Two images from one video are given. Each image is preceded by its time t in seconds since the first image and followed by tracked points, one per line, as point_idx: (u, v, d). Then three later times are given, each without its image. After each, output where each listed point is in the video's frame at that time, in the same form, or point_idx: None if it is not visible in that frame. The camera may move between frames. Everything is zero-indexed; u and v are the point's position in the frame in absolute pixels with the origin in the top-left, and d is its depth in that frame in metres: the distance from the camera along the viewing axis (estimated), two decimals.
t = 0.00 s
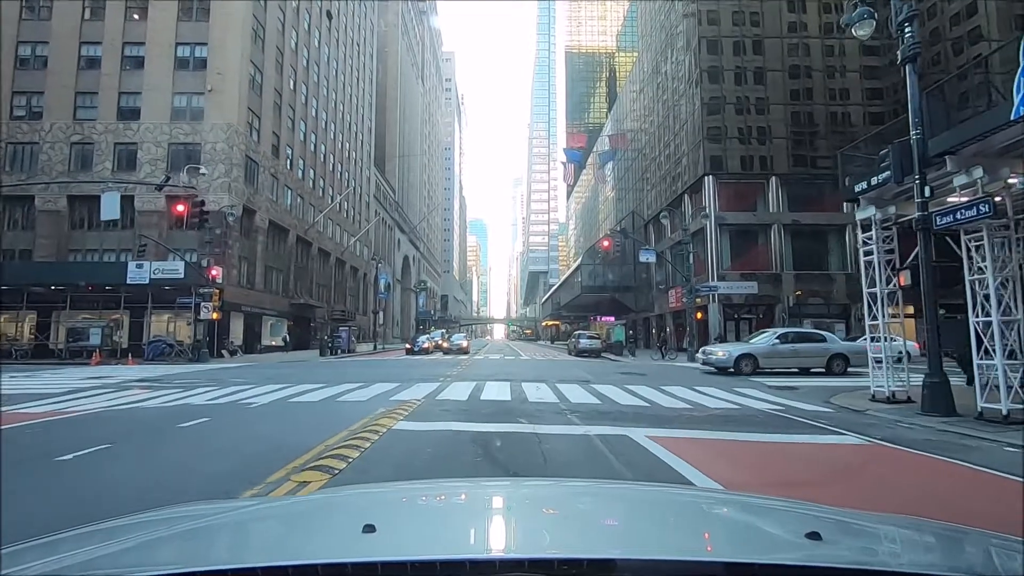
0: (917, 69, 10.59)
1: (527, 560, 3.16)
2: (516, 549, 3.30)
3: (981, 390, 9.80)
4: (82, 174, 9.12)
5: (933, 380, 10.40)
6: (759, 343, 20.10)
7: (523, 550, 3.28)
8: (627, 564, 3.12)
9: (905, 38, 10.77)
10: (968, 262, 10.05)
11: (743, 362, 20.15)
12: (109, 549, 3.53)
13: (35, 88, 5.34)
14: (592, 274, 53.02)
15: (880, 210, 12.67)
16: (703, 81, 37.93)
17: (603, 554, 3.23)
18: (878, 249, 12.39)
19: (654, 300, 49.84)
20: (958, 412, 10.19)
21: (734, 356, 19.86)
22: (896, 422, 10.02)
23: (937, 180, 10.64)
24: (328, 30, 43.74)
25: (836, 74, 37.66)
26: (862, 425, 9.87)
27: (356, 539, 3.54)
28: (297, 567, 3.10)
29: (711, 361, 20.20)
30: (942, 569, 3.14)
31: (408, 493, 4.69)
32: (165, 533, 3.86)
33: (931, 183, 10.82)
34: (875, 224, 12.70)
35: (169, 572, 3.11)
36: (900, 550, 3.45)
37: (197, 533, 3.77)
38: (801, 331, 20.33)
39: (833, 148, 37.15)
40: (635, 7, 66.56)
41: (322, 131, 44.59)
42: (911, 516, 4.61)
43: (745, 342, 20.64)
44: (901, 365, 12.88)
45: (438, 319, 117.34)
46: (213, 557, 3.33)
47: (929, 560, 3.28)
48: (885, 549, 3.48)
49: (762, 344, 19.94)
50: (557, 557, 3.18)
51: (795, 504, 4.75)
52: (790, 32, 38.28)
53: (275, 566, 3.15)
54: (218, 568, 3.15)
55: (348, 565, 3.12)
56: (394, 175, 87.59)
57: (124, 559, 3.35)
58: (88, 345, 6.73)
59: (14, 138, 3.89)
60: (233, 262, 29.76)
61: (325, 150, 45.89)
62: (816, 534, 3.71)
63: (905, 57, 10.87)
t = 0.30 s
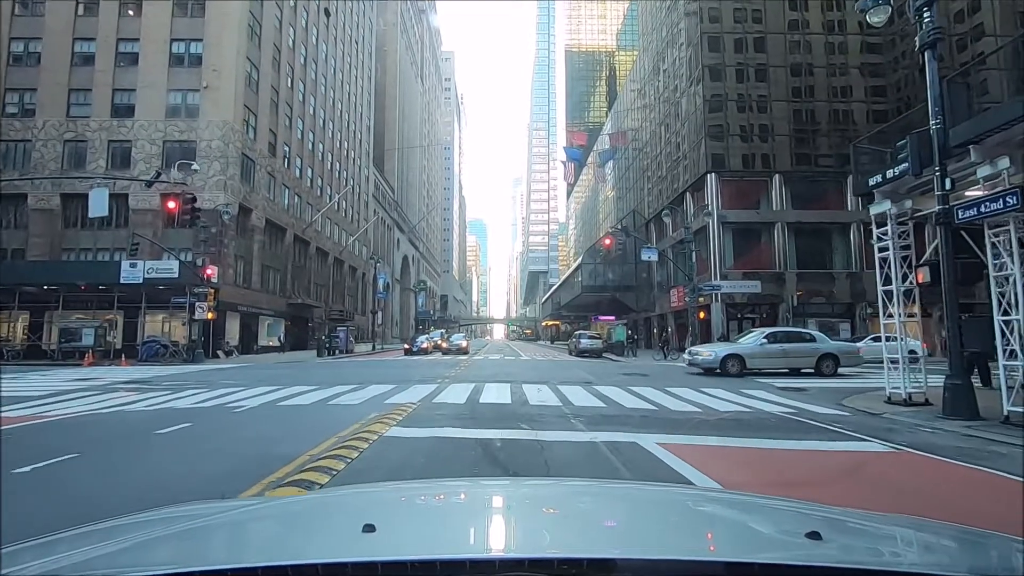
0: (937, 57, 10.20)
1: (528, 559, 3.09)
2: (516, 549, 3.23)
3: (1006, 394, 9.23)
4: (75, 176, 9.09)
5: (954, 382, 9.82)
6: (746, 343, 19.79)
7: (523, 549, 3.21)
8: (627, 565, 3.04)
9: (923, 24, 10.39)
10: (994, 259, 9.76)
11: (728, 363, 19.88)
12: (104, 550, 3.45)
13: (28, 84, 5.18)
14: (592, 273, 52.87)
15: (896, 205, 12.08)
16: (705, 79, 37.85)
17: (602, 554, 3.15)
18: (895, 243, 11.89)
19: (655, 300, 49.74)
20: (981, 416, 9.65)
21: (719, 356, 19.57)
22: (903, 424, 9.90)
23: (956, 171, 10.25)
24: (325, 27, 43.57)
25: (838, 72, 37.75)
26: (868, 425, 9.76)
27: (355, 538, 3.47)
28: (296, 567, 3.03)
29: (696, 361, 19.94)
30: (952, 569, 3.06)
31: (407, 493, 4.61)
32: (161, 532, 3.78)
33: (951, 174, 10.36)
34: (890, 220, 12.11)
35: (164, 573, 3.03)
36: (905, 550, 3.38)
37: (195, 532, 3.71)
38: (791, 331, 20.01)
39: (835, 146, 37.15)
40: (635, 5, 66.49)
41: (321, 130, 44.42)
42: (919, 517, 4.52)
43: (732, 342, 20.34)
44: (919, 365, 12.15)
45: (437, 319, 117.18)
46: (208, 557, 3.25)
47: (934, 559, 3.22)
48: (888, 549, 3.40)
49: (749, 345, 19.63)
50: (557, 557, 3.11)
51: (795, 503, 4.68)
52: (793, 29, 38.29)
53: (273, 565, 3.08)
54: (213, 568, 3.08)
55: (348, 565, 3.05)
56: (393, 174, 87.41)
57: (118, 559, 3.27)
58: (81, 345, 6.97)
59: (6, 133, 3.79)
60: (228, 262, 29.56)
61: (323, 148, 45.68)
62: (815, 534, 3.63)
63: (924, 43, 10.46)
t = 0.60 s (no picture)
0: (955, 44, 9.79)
1: (527, 559, 3.03)
2: (516, 548, 3.16)
3: None
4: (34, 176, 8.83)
5: (974, 385, 9.49)
6: (729, 344, 19.40)
7: (523, 549, 3.14)
8: (627, 564, 2.98)
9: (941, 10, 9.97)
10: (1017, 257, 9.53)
11: (711, 364, 19.53)
12: (99, 551, 3.37)
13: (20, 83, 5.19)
14: (593, 273, 52.77)
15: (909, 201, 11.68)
16: (706, 77, 37.79)
17: (601, 553, 3.09)
18: (909, 239, 11.31)
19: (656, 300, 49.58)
20: (1005, 421, 9.28)
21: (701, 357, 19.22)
22: (918, 424, 9.82)
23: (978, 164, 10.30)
24: (324, 26, 43.52)
25: (840, 70, 37.78)
26: (873, 426, 9.66)
27: (354, 538, 3.40)
28: (294, 567, 2.97)
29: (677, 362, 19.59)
30: (960, 569, 3.00)
31: (406, 493, 4.54)
32: (159, 532, 3.72)
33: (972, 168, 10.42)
34: (906, 216, 11.61)
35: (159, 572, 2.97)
36: (909, 548, 3.32)
37: (192, 532, 3.64)
38: (776, 331, 19.58)
39: (837, 144, 37.09)
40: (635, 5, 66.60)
41: (319, 129, 44.37)
42: (927, 517, 4.43)
43: (715, 342, 19.96)
44: (935, 365, 11.29)
45: (436, 320, 117.03)
46: (203, 556, 3.19)
47: (938, 558, 3.15)
48: (892, 548, 3.34)
49: (732, 346, 19.25)
50: (557, 556, 3.05)
51: (796, 502, 4.61)
52: (794, 27, 38.29)
53: (271, 565, 3.02)
54: (208, 568, 3.03)
55: (347, 564, 2.99)
56: (392, 174, 87.37)
57: (114, 560, 3.20)
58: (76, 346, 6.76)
59: None
60: (225, 262, 29.39)
61: (321, 147, 45.56)
62: (816, 534, 3.56)
63: (941, 31, 9.98)
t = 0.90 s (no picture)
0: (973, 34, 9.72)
1: (528, 559, 2.98)
2: (516, 549, 3.11)
3: None
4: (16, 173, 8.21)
5: (994, 389, 9.32)
6: (705, 345, 19.11)
7: (523, 549, 3.10)
8: (627, 564, 2.94)
9: None
10: None
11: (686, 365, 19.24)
12: (96, 553, 3.32)
13: (14, 79, 5.13)
14: (594, 273, 51.87)
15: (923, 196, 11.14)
16: (708, 76, 37.71)
17: (602, 554, 3.04)
18: (923, 237, 10.82)
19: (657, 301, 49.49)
20: None
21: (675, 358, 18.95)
22: (929, 426, 9.74)
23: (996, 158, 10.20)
24: (323, 24, 43.42)
25: (842, 69, 37.70)
26: (879, 427, 9.56)
27: (353, 538, 3.35)
28: (294, 567, 2.93)
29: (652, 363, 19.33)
30: (959, 568, 2.97)
31: (405, 493, 4.48)
32: (158, 532, 3.68)
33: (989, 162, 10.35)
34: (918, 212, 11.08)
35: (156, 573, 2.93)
36: (909, 547, 3.28)
37: (191, 533, 3.60)
38: (753, 332, 19.23)
39: (838, 144, 37.02)
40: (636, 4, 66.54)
41: (318, 129, 44.19)
42: (934, 518, 4.35)
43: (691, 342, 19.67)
44: (952, 366, 10.91)
45: (435, 321, 116.79)
46: (200, 557, 3.15)
47: (941, 558, 3.10)
48: (895, 547, 3.28)
49: (708, 347, 18.96)
50: (556, 556, 3.01)
51: (798, 502, 4.56)
52: (796, 26, 38.19)
53: (270, 566, 2.99)
54: (205, 569, 2.99)
55: (347, 565, 2.95)
56: (391, 174, 87.19)
57: (112, 561, 3.17)
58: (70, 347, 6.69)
59: None
60: (222, 261, 29.18)
61: (320, 147, 45.43)
62: (816, 534, 3.50)
63: (959, 19, 9.92)
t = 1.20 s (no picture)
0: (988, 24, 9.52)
1: (528, 559, 2.94)
2: (516, 549, 3.06)
3: None
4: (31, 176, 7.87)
5: (1011, 391, 9.04)
6: (677, 345, 18.86)
7: (523, 549, 3.05)
8: (628, 565, 2.89)
9: None
10: None
11: (657, 366, 19.04)
12: (93, 554, 3.27)
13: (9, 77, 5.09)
14: (594, 273, 52.48)
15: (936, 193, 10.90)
16: (709, 76, 37.68)
17: (603, 553, 3.00)
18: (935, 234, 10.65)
19: (658, 301, 49.37)
20: None
21: (645, 358, 18.78)
22: (939, 427, 9.62)
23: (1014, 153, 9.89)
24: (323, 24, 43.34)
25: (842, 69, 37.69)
26: (886, 430, 9.43)
27: (352, 538, 3.30)
28: (294, 567, 2.90)
29: (622, 364, 19.20)
30: (962, 568, 2.93)
31: (405, 492, 4.43)
32: (157, 532, 3.64)
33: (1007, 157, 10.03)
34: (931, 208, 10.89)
35: (154, 573, 2.89)
36: (912, 548, 3.24)
37: (190, 533, 3.56)
38: (728, 332, 18.89)
39: (840, 144, 36.97)
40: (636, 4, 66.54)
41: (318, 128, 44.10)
42: (940, 519, 4.30)
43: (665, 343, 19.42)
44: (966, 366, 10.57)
45: (434, 321, 116.69)
46: (198, 556, 3.11)
47: (949, 559, 3.05)
48: (898, 548, 3.24)
49: (679, 347, 18.72)
50: (557, 556, 2.96)
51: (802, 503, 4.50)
52: (798, 26, 38.17)
53: (269, 565, 2.95)
54: (203, 569, 2.95)
55: (347, 565, 2.91)
56: (391, 175, 87.07)
57: (110, 561, 3.12)
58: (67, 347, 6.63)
59: None
60: (221, 261, 29.09)
61: (319, 146, 45.35)
62: (816, 533, 3.46)
63: (974, 9, 9.74)
